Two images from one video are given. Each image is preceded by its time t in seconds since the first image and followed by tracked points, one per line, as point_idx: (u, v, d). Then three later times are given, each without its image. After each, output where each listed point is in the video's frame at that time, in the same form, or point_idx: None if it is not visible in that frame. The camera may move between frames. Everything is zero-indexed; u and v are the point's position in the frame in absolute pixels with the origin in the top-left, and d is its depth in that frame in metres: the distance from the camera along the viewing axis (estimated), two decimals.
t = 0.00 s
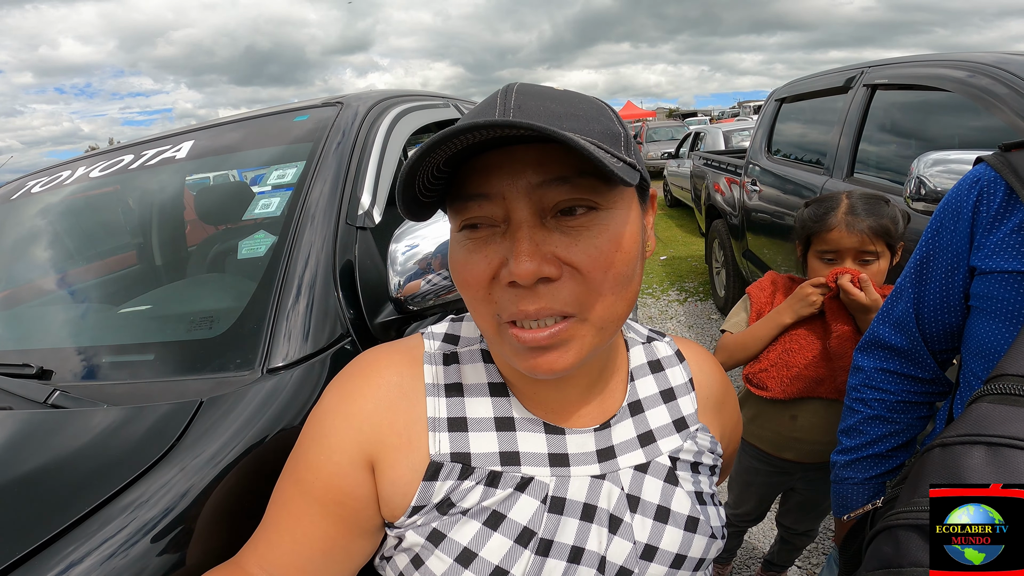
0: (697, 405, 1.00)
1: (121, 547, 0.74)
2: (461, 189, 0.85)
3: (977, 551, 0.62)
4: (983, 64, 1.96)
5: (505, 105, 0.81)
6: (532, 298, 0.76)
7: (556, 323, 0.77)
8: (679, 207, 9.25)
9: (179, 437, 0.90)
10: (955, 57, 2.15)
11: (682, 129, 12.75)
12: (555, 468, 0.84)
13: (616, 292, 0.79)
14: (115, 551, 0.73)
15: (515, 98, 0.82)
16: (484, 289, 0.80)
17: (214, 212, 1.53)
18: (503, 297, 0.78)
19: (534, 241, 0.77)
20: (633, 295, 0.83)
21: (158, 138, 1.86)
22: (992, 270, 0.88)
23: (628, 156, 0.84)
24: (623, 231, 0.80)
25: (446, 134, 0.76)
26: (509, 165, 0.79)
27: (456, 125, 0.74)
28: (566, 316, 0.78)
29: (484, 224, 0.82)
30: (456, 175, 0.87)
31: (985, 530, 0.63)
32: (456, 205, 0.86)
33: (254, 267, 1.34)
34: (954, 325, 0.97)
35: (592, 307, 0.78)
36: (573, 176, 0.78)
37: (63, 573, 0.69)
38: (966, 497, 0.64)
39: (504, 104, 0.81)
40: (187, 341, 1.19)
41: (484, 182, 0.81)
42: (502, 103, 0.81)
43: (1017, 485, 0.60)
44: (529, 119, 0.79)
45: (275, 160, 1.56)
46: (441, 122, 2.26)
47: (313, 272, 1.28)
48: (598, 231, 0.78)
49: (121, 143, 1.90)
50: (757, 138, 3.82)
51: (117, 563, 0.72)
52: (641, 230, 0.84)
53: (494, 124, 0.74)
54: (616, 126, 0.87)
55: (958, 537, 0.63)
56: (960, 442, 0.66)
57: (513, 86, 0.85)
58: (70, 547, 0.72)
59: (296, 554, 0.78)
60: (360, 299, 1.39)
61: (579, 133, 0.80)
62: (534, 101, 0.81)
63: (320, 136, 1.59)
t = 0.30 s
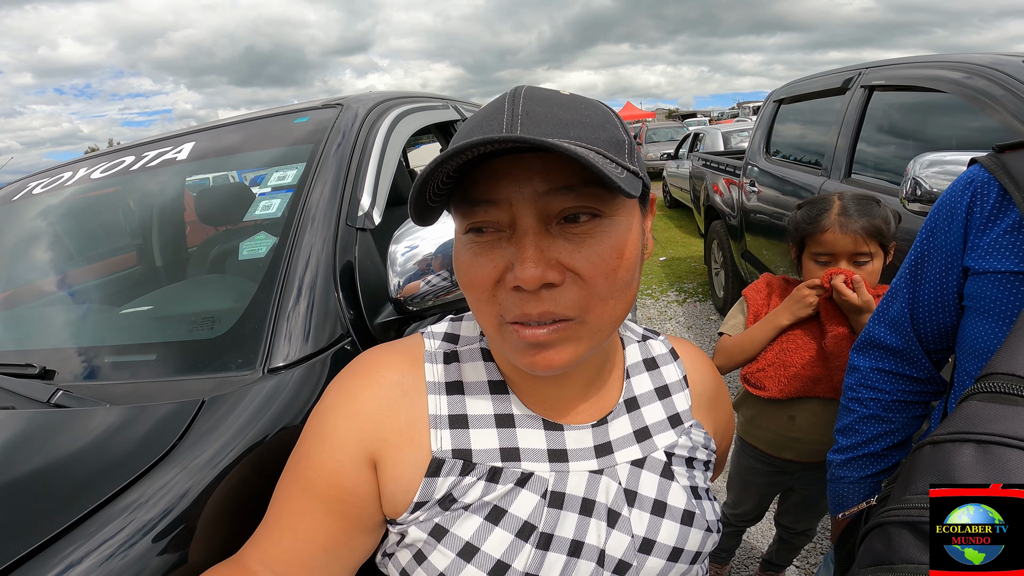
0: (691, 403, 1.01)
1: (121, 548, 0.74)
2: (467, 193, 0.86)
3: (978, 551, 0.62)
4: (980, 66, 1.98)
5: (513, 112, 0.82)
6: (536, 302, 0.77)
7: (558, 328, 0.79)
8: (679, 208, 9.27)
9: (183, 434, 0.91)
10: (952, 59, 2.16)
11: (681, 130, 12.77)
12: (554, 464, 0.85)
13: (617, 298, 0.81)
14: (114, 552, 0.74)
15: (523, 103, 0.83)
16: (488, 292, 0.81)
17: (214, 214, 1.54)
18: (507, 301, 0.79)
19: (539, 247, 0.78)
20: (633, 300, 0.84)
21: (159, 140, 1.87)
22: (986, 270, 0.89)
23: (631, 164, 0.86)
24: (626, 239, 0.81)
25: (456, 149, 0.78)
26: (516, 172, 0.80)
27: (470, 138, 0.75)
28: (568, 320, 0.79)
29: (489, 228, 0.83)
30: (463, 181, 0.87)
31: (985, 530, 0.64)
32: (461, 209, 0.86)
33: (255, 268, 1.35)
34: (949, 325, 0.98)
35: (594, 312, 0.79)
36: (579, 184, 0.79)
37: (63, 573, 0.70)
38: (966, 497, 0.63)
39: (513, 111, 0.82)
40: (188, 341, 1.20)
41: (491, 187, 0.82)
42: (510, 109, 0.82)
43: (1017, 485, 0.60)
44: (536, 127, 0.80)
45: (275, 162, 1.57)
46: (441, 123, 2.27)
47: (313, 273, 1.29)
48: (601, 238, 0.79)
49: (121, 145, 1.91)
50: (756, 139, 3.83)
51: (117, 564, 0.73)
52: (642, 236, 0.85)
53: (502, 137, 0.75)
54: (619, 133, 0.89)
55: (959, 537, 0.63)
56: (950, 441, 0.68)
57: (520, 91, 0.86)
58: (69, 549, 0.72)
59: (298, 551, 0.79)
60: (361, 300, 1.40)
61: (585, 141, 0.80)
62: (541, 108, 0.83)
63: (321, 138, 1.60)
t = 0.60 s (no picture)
0: (687, 404, 1.01)
1: (118, 548, 0.74)
2: (452, 196, 0.87)
3: (978, 551, 0.61)
4: (977, 67, 1.98)
5: (495, 116, 0.83)
6: (517, 302, 0.78)
7: (540, 327, 0.79)
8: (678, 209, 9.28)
9: (182, 432, 0.92)
10: (950, 60, 2.17)
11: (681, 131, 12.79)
12: (548, 465, 0.85)
13: (599, 298, 0.81)
14: (111, 552, 0.74)
15: (505, 107, 0.84)
16: (473, 292, 0.82)
17: (213, 215, 1.55)
18: (490, 301, 0.80)
19: (519, 247, 0.78)
20: (618, 299, 0.84)
21: (158, 141, 1.88)
22: (980, 272, 0.89)
23: (613, 164, 0.86)
24: (606, 239, 0.81)
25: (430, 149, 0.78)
26: (496, 174, 0.81)
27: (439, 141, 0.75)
28: (551, 320, 0.80)
29: (474, 230, 0.84)
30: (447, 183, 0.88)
31: (985, 530, 0.62)
32: (448, 211, 0.87)
33: (254, 269, 1.35)
34: (943, 326, 0.99)
35: (575, 311, 0.79)
36: (558, 185, 0.79)
37: (61, 573, 0.70)
38: (966, 497, 0.64)
39: (494, 115, 0.83)
40: (188, 341, 1.20)
41: (473, 190, 0.83)
42: (491, 113, 0.83)
43: (1017, 485, 0.60)
44: (515, 131, 0.81)
45: (274, 163, 1.58)
46: (440, 124, 2.28)
47: (312, 274, 1.29)
48: (581, 239, 0.79)
49: (121, 146, 1.91)
50: (755, 140, 3.84)
51: (114, 564, 0.73)
52: (627, 236, 0.85)
53: (473, 141, 0.75)
54: (603, 134, 0.89)
55: (959, 537, 0.63)
56: (945, 441, 0.68)
57: (505, 95, 0.87)
58: (66, 549, 0.73)
59: (295, 550, 0.80)
60: (360, 300, 1.41)
61: (563, 142, 0.82)
62: (522, 111, 0.84)
63: (320, 139, 1.61)
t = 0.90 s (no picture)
0: (686, 404, 1.02)
1: (115, 547, 0.75)
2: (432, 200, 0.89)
3: (978, 551, 0.61)
4: (976, 68, 1.99)
5: (466, 119, 0.84)
6: (498, 299, 0.78)
7: (523, 323, 0.79)
8: (678, 210, 9.28)
9: (181, 431, 0.93)
10: (948, 61, 2.18)
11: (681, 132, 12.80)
12: (547, 465, 0.86)
13: (580, 290, 0.80)
14: (109, 551, 0.74)
15: (477, 110, 0.85)
16: (459, 293, 0.83)
17: (213, 216, 1.55)
18: (474, 300, 0.81)
19: (496, 245, 0.79)
20: (602, 293, 0.83)
21: (159, 141, 1.88)
22: (975, 272, 0.90)
23: (587, 157, 0.86)
24: (583, 231, 0.81)
25: (394, 152, 0.79)
26: (469, 175, 0.82)
27: (398, 147, 0.77)
28: (534, 316, 0.80)
29: (456, 232, 0.86)
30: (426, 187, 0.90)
31: (985, 530, 0.62)
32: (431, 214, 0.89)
33: (254, 268, 1.36)
34: (939, 325, 0.99)
35: (556, 306, 0.79)
36: (529, 181, 0.79)
37: (58, 572, 0.71)
38: (965, 497, 0.63)
39: (466, 119, 0.85)
40: (188, 341, 1.21)
41: (450, 193, 0.84)
42: (464, 118, 0.85)
43: (1017, 485, 0.60)
44: (486, 133, 0.83)
45: (274, 164, 1.58)
46: (440, 125, 2.29)
47: (311, 274, 1.30)
48: (557, 233, 0.80)
49: (121, 146, 1.91)
50: (754, 140, 3.84)
51: (111, 563, 0.73)
52: (607, 228, 0.84)
53: (429, 144, 0.76)
54: (577, 128, 0.89)
55: (959, 537, 0.63)
56: (937, 439, 0.69)
57: (479, 98, 0.89)
58: (62, 548, 0.73)
59: (295, 548, 0.80)
60: (359, 300, 1.41)
61: (533, 140, 0.83)
62: (494, 112, 0.85)
63: (320, 139, 1.62)
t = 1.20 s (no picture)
0: (687, 405, 1.02)
1: (116, 549, 0.75)
2: (427, 206, 0.89)
3: (978, 551, 0.62)
4: (976, 68, 1.99)
5: (457, 122, 0.84)
6: (501, 302, 0.78)
7: (527, 325, 0.79)
8: (678, 210, 9.29)
9: (183, 431, 0.93)
10: (949, 61, 2.18)
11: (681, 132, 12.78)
12: (547, 465, 0.86)
13: (582, 290, 0.80)
14: (109, 553, 0.74)
15: (468, 112, 0.85)
16: (460, 297, 0.83)
17: (214, 216, 1.56)
18: (476, 304, 0.81)
19: (496, 248, 0.79)
20: (603, 290, 0.84)
21: (160, 141, 1.88)
22: (977, 273, 0.90)
23: (581, 155, 0.85)
24: (582, 230, 0.81)
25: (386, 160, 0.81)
26: (464, 178, 0.82)
27: (392, 154, 0.78)
28: (538, 317, 0.80)
29: (453, 235, 0.86)
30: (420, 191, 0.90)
31: (985, 530, 0.63)
32: (426, 218, 0.89)
33: (255, 269, 1.36)
34: (941, 326, 0.99)
35: (559, 306, 0.79)
36: (526, 181, 0.79)
37: (59, 573, 0.71)
38: (966, 497, 0.64)
39: (457, 121, 0.85)
40: (188, 341, 1.21)
41: (446, 197, 0.84)
42: (455, 121, 0.85)
43: (1017, 485, 0.61)
44: (478, 134, 0.82)
45: (275, 164, 1.58)
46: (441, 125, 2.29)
47: (313, 274, 1.30)
48: (558, 232, 0.79)
49: (122, 147, 1.92)
50: (755, 141, 3.84)
51: (112, 564, 0.73)
52: (605, 225, 0.84)
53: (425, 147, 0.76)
54: (569, 126, 0.89)
55: (959, 537, 0.63)
56: (941, 440, 0.69)
57: (469, 100, 0.89)
58: (64, 549, 0.73)
59: (297, 549, 0.80)
60: (360, 300, 1.41)
61: (527, 140, 0.83)
62: (485, 114, 0.85)
63: (321, 139, 1.62)
